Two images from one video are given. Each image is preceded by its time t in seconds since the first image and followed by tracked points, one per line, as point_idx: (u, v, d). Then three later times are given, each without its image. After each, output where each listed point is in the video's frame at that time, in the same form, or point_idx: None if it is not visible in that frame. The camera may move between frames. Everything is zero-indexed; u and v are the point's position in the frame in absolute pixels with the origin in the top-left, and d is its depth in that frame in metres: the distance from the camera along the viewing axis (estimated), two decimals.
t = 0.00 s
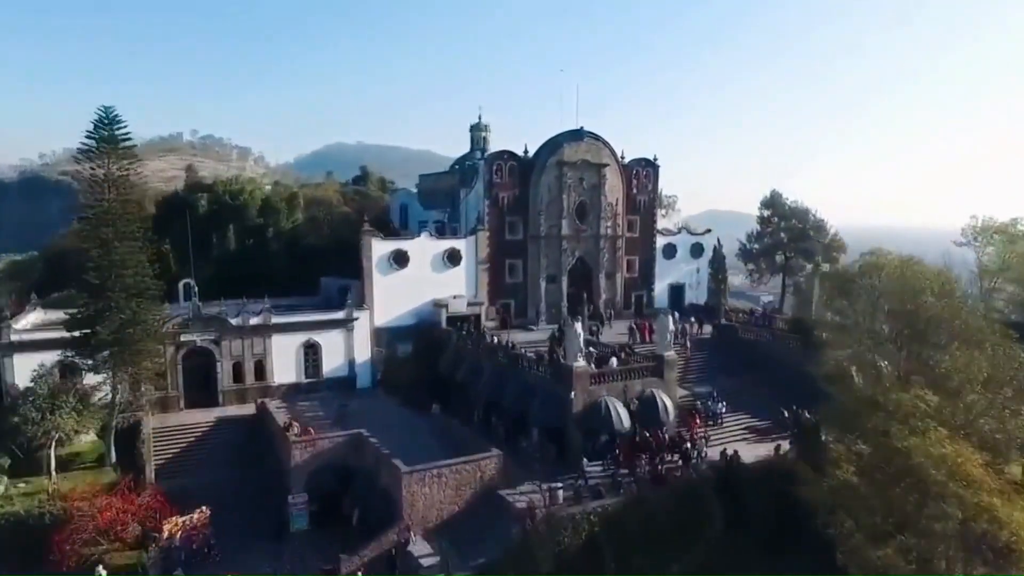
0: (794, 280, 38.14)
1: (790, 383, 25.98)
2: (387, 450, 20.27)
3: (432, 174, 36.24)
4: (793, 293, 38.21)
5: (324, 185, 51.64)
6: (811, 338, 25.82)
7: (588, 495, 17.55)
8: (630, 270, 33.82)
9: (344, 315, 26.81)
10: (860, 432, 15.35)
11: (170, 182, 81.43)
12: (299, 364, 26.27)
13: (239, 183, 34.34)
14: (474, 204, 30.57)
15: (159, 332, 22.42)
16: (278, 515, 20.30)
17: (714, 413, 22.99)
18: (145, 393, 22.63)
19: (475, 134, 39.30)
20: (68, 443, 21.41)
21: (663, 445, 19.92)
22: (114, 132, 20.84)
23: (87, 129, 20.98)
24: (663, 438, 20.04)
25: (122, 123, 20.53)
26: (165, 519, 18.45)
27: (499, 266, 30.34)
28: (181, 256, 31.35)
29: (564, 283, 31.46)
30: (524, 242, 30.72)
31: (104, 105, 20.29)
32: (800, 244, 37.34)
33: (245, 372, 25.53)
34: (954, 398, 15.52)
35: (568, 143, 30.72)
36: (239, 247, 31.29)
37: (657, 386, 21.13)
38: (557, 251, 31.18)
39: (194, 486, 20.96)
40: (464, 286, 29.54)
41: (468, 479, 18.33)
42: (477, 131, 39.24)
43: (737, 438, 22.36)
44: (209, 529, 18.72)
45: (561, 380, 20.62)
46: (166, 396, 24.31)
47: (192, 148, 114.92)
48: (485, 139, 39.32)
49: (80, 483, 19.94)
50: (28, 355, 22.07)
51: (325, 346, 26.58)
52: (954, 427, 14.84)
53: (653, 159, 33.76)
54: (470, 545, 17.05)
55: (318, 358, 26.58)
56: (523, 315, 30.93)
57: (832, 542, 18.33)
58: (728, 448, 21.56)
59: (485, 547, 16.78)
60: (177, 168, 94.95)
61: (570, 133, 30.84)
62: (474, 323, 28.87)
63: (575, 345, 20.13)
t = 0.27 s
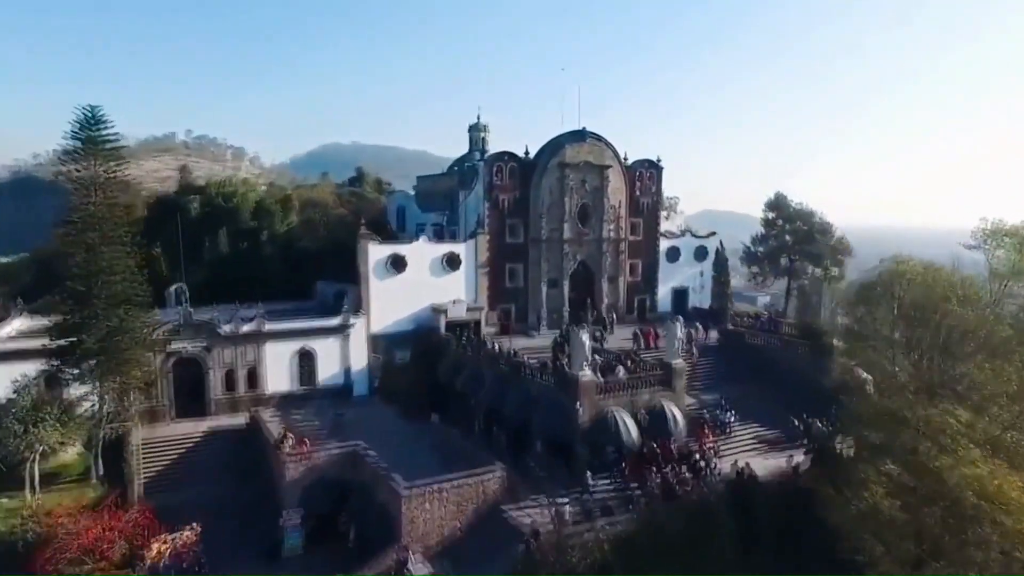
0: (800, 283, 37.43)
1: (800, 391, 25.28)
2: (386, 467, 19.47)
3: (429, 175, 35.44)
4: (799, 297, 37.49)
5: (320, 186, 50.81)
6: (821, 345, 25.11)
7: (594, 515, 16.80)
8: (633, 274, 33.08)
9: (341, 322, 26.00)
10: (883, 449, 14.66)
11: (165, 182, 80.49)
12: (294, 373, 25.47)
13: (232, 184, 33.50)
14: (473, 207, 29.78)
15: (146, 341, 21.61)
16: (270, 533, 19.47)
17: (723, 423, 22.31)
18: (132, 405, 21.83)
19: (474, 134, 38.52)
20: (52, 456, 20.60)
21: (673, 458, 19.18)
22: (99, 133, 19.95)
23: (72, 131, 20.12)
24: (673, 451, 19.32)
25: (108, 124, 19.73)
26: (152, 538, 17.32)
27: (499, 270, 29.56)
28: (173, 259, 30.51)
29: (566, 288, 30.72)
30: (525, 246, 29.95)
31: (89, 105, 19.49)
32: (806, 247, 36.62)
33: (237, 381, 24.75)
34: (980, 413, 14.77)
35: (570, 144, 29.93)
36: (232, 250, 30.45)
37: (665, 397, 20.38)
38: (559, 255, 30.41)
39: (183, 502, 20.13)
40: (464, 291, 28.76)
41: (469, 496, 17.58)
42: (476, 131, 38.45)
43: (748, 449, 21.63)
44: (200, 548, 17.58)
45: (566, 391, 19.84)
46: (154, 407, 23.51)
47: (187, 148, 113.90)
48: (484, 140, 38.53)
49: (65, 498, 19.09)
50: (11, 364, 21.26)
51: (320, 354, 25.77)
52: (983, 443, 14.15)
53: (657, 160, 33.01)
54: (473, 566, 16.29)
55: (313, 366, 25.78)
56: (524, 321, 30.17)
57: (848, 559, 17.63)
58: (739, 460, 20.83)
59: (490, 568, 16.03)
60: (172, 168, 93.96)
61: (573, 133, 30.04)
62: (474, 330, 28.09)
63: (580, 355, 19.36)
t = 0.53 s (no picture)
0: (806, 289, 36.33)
1: (815, 406, 24.09)
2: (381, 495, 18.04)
3: (424, 179, 34.07)
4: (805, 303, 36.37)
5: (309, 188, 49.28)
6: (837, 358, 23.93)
7: (608, 551, 15.43)
8: (636, 281, 31.83)
9: (331, 334, 24.57)
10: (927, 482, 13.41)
11: (151, 184, 78.64)
12: (282, 389, 23.99)
13: (217, 188, 31.96)
14: (470, 212, 28.43)
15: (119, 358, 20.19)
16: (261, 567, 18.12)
17: (738, 443, 21.05)
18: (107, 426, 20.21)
19: (469, 136, 37.15)
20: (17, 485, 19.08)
21: (689, 484, 17.89)
22: (68, 136, 18.41)
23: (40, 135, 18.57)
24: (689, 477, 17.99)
25: (78, 125, 18.27)
26: None
27: (498, 278, 28.20)
28: (153, 267, 28.92)
29: (568, 296, 29.40)
30: (524, 253, 28.61)
31: (57, 106, 18.02)
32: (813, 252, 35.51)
33: (220, 398, 23.22)
34: None
35: (571, 146, 28.62)
36: (216, 258, 28.92)
37: (679, 418, 19.10)
38: (560, 263, 29.10)
39: (161, 535, 18.61)
40: (461, 301, 27.39)
41: (472, 530, 16.16)
42: (471, 132, 37.09)
43: (765, 471, 20.39)
44: None
45: (574, 413, 18.46)
46: (132, 427, 21.82)
47: (175, 148, 111.85)
48: (480, 142, 37.17)
49: (30, 532, 17.51)
50: None
51: (310, 369, 24.33)
52: None
53: (661, 163, 31.76)
54: None
55: (303, 382, 24.32)
56: (523, 331, 28.84)
57: None
58: (757, 483, 19.58)
59: None
60: (159, 169, 92.05)
61: (574, 134, 28.73)
62: (472, 341, 26.73)
63: (590, 374, 18.03)
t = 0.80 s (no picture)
0: (809, 294, 35.62)
1: (825, 419, 23.27)
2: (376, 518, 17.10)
3: (418, 182, 33.12)
4: (808, 309, 35.66)
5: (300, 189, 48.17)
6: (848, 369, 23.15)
7: None
8: (637, 288, 30.99)
9: (323, 345, 23.60)
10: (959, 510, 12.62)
11: (139, 183, 77.32)
12: (272, 402, 23.01)
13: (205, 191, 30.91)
14: (467, 218, 27.50)
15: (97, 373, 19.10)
16: None
17: (748, 459, 20.26)
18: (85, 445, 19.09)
19: (465, 137, 36.23)
20: None
21: (700, 505, 17.05)
22: (41, 139, 17.53)
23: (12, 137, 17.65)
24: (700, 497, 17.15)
25: (52, 127, 17.37)
26: None
27: (496, 286, 27.30)
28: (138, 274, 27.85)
29: (568, 304, 28.54)
30: (523, 259, 27.73)
31: (30, 106, 17.12)
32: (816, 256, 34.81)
33: (207, 413, 22.22)
34: None
35: (571, 149, 27.75)
36: (204, 264, 27.88)
37: (688, 435, 18.29)
38: (559, 269, 28.24)
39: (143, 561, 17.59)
40: (458, 309, 26.49)
41: (473, 555, 15.32)
42: (468, 134, 36.16)
43: (776, 489, 19.53)
44: None
45: (578, 430, 17.59)
46: (113, 444, 20.85)
47: (165, 148, 110.40)
48: (476, 144, 36.24)
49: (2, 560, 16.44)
50: None
51: (301, 382, 23.35)
52: None
53: (662, 166, 30.95)
54: None
55: (293, 395, 23.34)
56: (522, 340, 27.95)
57: None
58: (768, 503, 18.74)
59: None
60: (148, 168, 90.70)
61: (574, 137, 27.86)
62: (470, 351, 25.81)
63: (595, 392, 17.17)
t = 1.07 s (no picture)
0: (812, 299, 34.94)
1: (835, 432, 22.65)
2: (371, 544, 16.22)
3: (413, 185, 32.25)
4: (811, 313, 34.99)
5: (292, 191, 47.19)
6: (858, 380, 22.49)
7: None
8: (638, 294, 30.20)
9: (315, 356, 22.69)
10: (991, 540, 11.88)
11: (129, 184, 76.16)
12: (261, 416, 22.11)
13: (193, 195, 29.96)
14: (464, 222, 26.65)
15: (75, 390, 18.16)
16: None
17: (758, 475, 19.51)
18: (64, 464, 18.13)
19: (460, 139, 35.37)
20: None
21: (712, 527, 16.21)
22: (13, 143, 16.67)
23: None
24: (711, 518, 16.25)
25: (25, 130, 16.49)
26: None
27: (493, 293, 26.46)
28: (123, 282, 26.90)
29: (567, 311, 27.72)
30: (521, 266, 26.90)
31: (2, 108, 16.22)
32: (819, 260, 34.15)
33: (193, 429, 21.29)
34: None
35: (570, 152, 26.94)
36: (191, 271, 26.94)
37: (698, 452, 17.57)
38: (559, 275, 27.41)
39: None
40: (455, 317, 25.63)
41: None
42: (463, 136, 35.30)
43: (788, 507, 18.70)
44: None
45: (583, 450, 16.73)
46: (95, 463, 19.92)
47: (155, 148, 109.07)
48: (471, 146, 35.40)
49: None
50: None
51: (291, 395, 22.44)
52: None
53: (663, 169, 30.19)
54: None
55: (284, 409, 22.44)
56: (521, 349, 27.12)
57: None
58: (780, 522, 17.98)
59: None
60: (138, 169, 89.47)
61: (574, 140, 27.06)
62: (467, 361, 24.95)
63: (601, 409, 16.37)
